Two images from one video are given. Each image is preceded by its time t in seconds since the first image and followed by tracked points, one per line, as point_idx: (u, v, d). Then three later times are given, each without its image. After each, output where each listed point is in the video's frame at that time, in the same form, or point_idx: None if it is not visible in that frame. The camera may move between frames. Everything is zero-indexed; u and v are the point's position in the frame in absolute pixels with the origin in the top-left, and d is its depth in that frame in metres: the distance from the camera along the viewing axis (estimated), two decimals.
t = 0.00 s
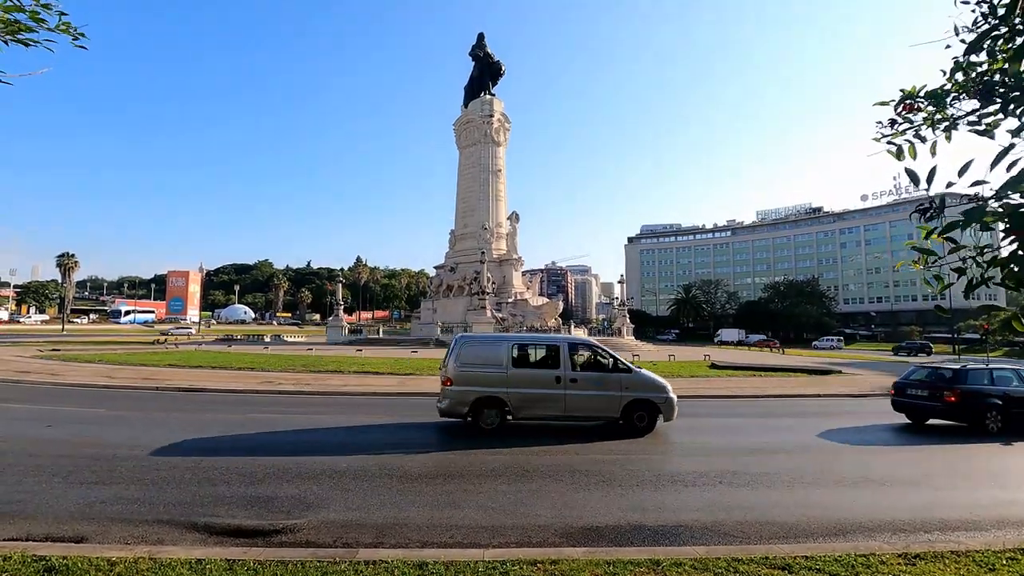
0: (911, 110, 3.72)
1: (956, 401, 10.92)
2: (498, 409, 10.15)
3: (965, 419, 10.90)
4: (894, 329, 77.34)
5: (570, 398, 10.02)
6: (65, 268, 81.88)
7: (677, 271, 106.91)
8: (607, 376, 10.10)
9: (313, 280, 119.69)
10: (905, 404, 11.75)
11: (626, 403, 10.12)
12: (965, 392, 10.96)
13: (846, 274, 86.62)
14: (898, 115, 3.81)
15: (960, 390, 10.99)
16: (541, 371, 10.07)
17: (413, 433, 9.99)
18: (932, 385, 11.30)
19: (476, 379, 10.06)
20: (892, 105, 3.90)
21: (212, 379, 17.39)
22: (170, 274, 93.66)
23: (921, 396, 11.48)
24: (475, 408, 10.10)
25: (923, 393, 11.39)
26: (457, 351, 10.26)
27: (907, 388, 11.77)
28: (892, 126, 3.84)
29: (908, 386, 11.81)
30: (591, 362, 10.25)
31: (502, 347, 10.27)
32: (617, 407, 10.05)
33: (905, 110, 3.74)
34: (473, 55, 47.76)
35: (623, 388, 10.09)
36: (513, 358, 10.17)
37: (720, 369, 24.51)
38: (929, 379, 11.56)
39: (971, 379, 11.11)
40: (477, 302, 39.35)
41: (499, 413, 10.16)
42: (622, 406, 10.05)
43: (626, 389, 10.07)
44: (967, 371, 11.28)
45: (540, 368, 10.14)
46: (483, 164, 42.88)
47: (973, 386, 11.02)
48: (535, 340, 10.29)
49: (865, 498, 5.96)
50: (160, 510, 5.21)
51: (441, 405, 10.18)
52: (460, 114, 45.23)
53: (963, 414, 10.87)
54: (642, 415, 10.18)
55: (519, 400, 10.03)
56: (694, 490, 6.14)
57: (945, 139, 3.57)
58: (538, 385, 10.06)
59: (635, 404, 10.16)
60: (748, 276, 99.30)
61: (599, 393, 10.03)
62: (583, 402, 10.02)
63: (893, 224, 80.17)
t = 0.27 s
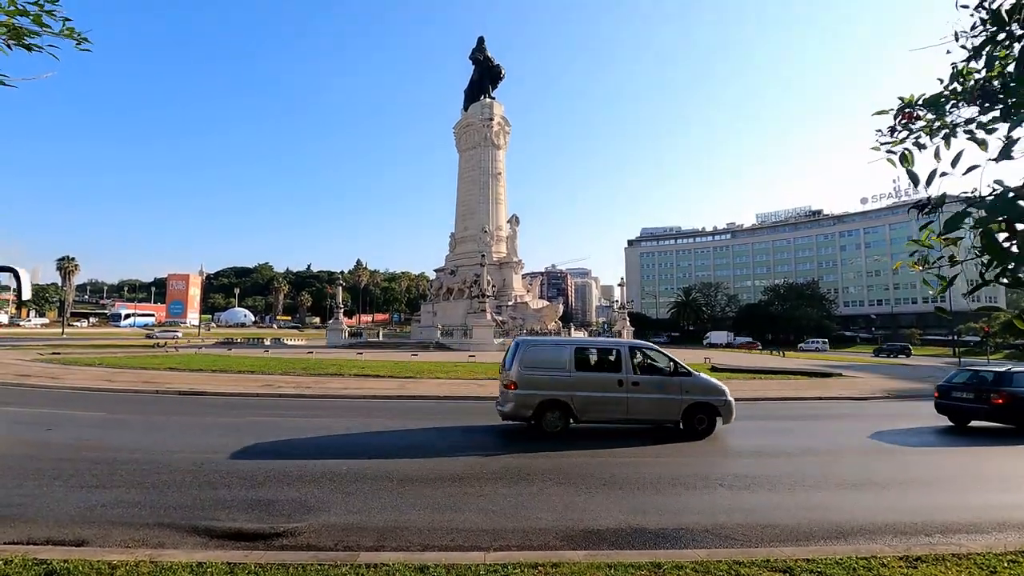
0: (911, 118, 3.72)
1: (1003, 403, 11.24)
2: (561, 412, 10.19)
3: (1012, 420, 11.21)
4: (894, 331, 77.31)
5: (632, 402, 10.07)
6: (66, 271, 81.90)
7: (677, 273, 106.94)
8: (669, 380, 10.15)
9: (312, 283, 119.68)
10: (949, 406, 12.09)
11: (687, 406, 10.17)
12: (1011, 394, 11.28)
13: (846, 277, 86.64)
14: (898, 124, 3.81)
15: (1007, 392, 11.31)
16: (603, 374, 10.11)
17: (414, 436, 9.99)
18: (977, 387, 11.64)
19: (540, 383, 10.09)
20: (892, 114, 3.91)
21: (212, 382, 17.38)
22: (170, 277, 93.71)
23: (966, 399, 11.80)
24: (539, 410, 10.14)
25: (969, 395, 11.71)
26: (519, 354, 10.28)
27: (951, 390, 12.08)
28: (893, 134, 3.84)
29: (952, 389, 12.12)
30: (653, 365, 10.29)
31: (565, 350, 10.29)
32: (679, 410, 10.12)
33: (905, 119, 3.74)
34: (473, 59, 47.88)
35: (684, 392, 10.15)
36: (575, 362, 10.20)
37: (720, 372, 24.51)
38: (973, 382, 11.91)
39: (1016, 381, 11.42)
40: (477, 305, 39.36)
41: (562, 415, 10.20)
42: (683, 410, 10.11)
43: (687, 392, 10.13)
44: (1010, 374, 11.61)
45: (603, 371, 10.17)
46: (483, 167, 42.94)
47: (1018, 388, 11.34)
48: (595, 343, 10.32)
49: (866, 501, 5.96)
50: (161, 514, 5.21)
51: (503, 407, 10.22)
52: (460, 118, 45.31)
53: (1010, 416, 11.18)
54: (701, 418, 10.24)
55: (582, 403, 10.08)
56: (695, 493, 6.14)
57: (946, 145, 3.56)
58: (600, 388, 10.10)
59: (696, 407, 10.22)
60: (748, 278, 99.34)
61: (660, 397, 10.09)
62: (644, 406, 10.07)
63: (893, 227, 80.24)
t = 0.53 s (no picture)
0: (907, 120, 3.74)
1: None
2: (620, 415, 10.20)
3: None
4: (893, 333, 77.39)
5: (689, 404, 10.13)
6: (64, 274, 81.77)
7: (676, 275, 107.01)
8: (724, 382, 10.25)
9: (311, 285, 119.60)
10: (987, 407, 12.14)
11: (742, 409, 10.27)
12: None
13: (845, 278, 86.75)
14: (894, 125, 3.83)
15: None
16: (660, 377, 10.14)
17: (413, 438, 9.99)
18: (1018, 388, 11.70)
19: (599, 386, 10.10)
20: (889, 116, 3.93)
21: (211, 385, 17.35)
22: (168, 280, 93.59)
23: (1005, 399, 11.87)
24: (598, 414, 10.16)
25: (1009, 396, 11.77)
26: (576, 357, 10.26)
27: (990, 391, 12.13)
28: (889, 135, 3.85)
29: (991, 390, 12.17)
30: (707, 368, 10.37)
31: (622, 353, 10.30)
32: (734, 413, 10.21)
33: (901, 120, 3.76)
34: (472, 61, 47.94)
35: (738, 394, 10.26)
36: (633, 365, 10.22)
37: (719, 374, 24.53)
38: (1011, 383, 11.97)
39: None
40: (476, 308, 39.36)
41: (621, 418, 10.22)
42: (738, 412, 10.23)
43: (742, 394, 10.26)
44: None
45: (659, 374, 10.21)
46: (483, 169, 42.94)
47: None
48: (651, 346, 10.37)
49: (865, 503, 5.96)
50: (159, 517, 5.20)
51: (561, 410, 10.23)
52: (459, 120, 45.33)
53: None
54: (755, 420, 10.38)
55: (641, 406, 10.10)
56: (695, 495, 6.13)
57: (941, 148, 3.59)
58: (657, 391, 10.14)
59: (750, 409, 10.32)
60: (746, 280, 99.43)
61: (716, 399, 10.19)
62: (701, 408, 10.14)
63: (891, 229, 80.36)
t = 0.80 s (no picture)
0: (903, 121, 3.76)
1: None
2: (675, 419, 10.25)
3: None
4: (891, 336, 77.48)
5: (741, 408, 10.20)
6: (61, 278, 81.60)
7: (674, 279, 107.10)
8: (775, 386, 10.32)
9: (309, 289, 119.44)
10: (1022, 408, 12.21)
11: (792, 412, 10.36)
12: None
13: (843, 282, 86.91)
14: (891, 126, 3.86)
15: None
16: (714, 382, 10.20)
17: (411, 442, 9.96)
18: None
19: (654, 391, 10.14)
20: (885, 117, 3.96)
21: (208, 390, 17.30)
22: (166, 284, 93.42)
23: None
24: (654, 418, 10.22)
25: None
26: (631, 362, 10.32)
27: None
28: (886, 137, 3.87)
29: None
30: (757, 372, 10.45)
31: (674, 358, 10.34)
32: (784, 416, 10.30)
33: (898, 121, 3.78)
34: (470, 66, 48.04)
35: (788, 398, 10.35)
36: (687, 369, 10.27)
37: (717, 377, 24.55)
38: None
39: None
40: (474, 311, 39.34)
41: (675, 422, 10.26)
42: (789, 415, 10.30)
43: (792, 398, 10.35)
44: None
45: (712, 379, 10.27)
46: (481, 173, 42.98)
47: None
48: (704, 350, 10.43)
49: (864, 506, 5.96)
50: (157, 522, 5.17)
51: (616, 415, 10.25)
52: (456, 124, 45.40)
53: None
54: (803, 423, 10.47)
55: (695, 410, 10.14)
56: (694, 499, 6.13)
57: (936, 149, 3.61)
58: (710, 395, 10.20)
59: (800, 412, 10.41)
60: (744, 283, 99.55)
61: (768, 403, 10.26)
62: (753, 412, 10.20)
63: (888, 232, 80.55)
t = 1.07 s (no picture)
0: (899, 126, 3.77)
1: None
2: (726, 421, 10.40)
3: None
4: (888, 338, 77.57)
5: (789, 411, 10.35)
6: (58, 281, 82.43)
7: (672, 282, 107.21)
8: (821, 389, 10.48)
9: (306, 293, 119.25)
10: None
11: (837, 415, 10.51)
12: None
13: (840, 284, 87.05)
14: (887, 131, 3.87)
15: None
16: (762, 385, 10.35)
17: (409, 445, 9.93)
18: None
19: (704, 394, 10.26)
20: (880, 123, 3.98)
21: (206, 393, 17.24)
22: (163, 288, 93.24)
23: None
24: (705, 420, 10.36)
25: None
26: (682, 365, 10.44)
27: None
28: (882, 142, 3.88)
29: None
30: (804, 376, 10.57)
31: (723, 361, 10.46)
32: (830, 419, 10.45)
33: (894, 127, 3.79)
34: (468, 69, 48.17)
35: (834, 401, 10.50)
36: (737, 372, 10.40)
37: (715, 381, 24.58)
38: None
39: None
40: (473, 314, 39.32)
41: (725, 424, 10.40)
42: (835, 418, 10.45)
43: (838, 401, 10.50)
44: None
45: (760, 382, 10.41)
46: (479, 176, 43.02)
47: None
48: (754, 353, 10.55)
49: (862, 509, 5.95)
50: (152, 527, 5.14)
51: (667, 417, 10.35)
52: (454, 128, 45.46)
53: None
54: (849, 426, 10.61)
55: (744, 412, 10.29)
56: (692, 502, 6.12)
57: (933, 153, 3.62)
58: (759, 398, 10.34)
59: (845, 415, 10.55)
60: (742, 286, 99.69)
61: (815, 405, 10.42)
62: (800, 415, 10.37)
63: (885, 235, 80.76)
